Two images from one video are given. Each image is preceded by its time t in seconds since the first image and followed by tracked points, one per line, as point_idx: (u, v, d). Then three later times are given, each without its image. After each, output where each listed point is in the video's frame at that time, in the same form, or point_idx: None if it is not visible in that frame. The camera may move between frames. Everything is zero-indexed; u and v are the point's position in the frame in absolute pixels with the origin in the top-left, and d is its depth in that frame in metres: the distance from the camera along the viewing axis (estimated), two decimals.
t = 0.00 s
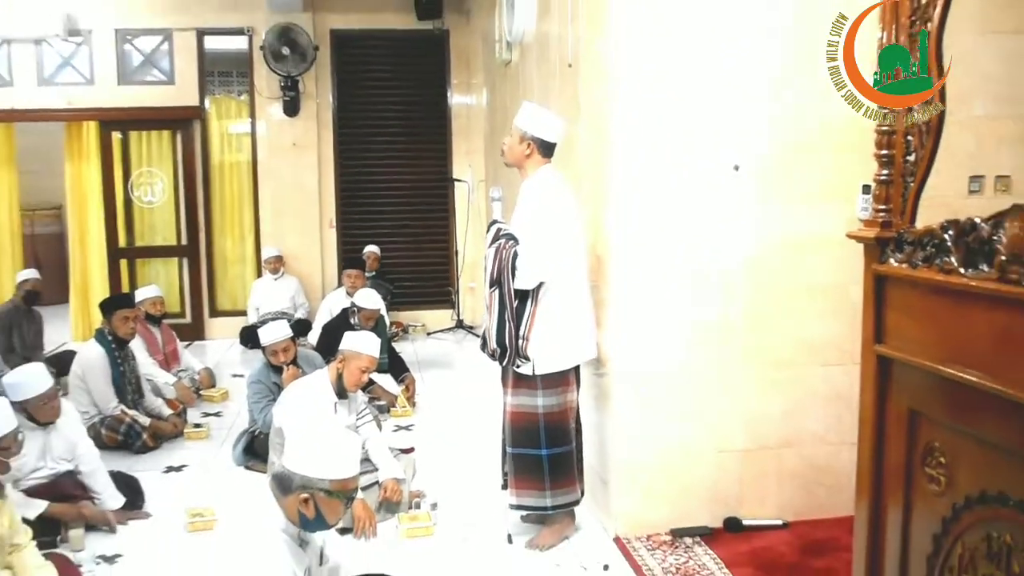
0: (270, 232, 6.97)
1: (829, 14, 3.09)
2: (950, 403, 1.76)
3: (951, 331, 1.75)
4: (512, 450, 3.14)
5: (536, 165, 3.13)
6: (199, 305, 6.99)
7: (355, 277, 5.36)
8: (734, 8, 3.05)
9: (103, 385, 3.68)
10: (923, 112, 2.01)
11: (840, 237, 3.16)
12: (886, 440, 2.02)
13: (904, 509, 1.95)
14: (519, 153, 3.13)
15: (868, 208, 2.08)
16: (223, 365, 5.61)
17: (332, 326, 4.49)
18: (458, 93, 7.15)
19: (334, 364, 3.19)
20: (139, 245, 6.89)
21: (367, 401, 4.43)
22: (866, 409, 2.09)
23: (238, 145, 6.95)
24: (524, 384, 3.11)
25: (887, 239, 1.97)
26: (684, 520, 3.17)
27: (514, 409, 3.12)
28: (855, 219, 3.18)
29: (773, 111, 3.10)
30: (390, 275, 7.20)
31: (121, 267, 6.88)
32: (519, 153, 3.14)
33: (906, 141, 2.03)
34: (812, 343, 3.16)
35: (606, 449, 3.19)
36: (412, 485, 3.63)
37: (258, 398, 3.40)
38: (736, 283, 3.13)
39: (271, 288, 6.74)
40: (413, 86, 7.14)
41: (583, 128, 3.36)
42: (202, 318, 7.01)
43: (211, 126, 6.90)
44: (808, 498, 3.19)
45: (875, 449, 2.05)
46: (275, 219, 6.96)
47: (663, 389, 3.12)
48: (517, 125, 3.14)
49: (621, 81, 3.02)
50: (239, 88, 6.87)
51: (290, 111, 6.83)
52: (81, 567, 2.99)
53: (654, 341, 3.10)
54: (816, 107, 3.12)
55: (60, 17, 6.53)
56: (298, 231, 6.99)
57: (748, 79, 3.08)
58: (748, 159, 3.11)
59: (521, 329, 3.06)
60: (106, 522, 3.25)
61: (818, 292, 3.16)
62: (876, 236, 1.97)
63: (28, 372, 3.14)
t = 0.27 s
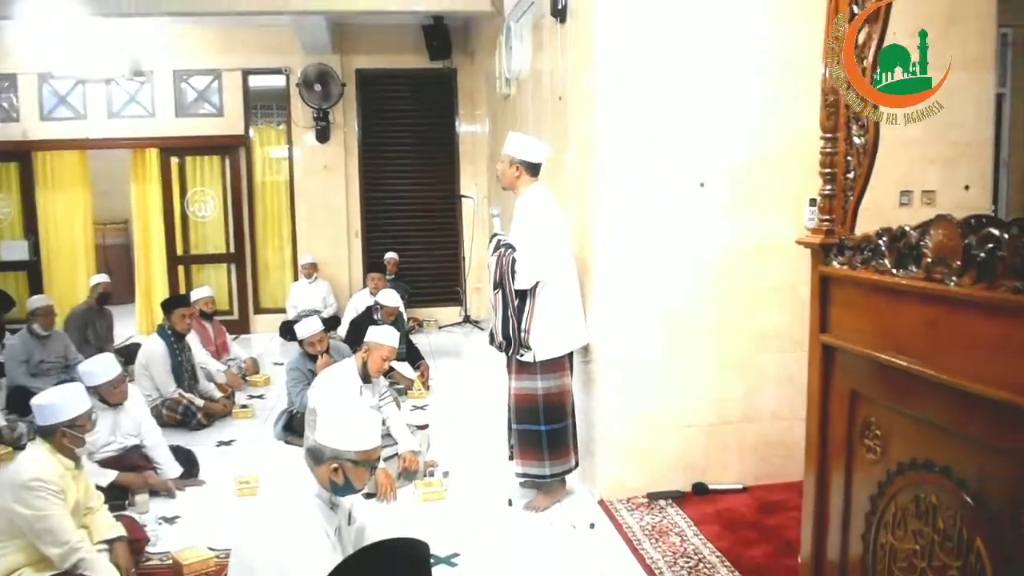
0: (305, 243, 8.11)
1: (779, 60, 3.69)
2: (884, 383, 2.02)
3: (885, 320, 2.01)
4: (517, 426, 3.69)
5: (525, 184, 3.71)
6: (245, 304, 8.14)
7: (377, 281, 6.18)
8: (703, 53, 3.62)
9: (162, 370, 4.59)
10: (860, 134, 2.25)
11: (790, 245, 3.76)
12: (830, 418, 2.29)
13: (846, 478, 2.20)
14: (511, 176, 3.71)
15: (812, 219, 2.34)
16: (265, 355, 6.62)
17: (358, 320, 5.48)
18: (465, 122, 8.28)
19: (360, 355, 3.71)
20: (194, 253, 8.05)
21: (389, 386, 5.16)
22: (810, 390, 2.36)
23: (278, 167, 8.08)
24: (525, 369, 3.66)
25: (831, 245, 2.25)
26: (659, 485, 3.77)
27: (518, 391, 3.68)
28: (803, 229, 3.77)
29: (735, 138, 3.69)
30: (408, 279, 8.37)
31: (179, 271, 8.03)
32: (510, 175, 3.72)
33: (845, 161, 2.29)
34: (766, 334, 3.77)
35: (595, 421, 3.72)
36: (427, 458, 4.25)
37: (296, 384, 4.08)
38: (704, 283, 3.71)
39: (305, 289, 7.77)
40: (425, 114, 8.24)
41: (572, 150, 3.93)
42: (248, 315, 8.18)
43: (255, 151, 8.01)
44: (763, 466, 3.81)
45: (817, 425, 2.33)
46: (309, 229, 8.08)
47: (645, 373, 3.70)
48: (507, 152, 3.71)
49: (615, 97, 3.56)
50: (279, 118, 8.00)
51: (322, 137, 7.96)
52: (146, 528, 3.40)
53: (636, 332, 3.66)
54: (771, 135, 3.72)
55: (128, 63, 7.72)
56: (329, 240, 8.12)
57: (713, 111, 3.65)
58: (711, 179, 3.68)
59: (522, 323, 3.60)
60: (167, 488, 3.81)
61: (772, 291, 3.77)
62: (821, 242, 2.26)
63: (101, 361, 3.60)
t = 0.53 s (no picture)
0: (309, 242, 8.19)
1: (777, 63, 3.76)
2: (876, 380, 2.05)
3: (879, 319, 2.04)
4: (520, 421, 3.76)
5: (522, 184, 3.81)
6: (249, 301, 8.24)
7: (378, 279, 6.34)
8: (699, 53, 3.69)
9: (167, 365, 4.67)
10: (854, 136, 2.29)
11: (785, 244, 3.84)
12: (823, 413, 2.32)
13: (839, 472, 2.24)
14: (507, 178, 3.83)
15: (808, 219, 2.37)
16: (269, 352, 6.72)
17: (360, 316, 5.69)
18: (466, 123, 8.38)
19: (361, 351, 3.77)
20: (199, 250, 8.12)
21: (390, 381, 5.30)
22: (804, 386, 2.39)
23: (281, 168, 8.16)
24: (525, 366, 3.72)
25: (823, 244, 2.28)
26: (655, 480, 3.83)
27: (521, 388, 3.73)
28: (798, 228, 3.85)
29: (733, 138, 3.76)
30: (409, 278, 8.49)
31: (184, 269, 8.11)
32: (508, 177, 3.83)
33: (839, 162, 2.33)
34: (761, 331, 3.85)
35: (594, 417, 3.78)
36: (427, 452, 4.33)
37: (299, 378, 4.19)
38: (700, 281, 3.78)
39: (309, 287, 7.84)
40: (427, 116, 8.33)
41: (571, 151, 4.01)
42: (252, 312, 8.25)
43: (259, 152, 8.10)
44: (758, 461, 3.90)
45: (811, 421, 2.36)
46: (313, 228, 8.18)
47: (642, 369, 3.77)
48: (502, 156, 3.83)
49: (615, 97, 3.63)
50: (284, 119, 8.09)
51: (326, 138, 8.04)
52: (151, 521, 3.46)
53: (634, 329, 3.73)
54: (767, 136, 3.79)
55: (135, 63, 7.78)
56: (332, 238, 8.21)
57: (711, 111, 3.73)
58: (708, 180, 3.75)
59: (524, 320, 3.69)
60: (171, 480, 3.89)
61: (767, 289, 3.85)
62: (814, 242, 2.28)
63: (107, 357, 3.65)
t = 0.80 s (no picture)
0: (309, 239, 8.20)
1: (777, 61, 3.77)
2: (875, 378, 2.06)
3: (878, 316, 2.04)
4: (521, 417, 3.77)
5: (520, 181, 3.82)
6: (250, 298, 8.25)
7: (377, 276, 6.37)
8: (699, 50, 3.69)
9: (166, 363, 4.67)
10: (854, 132, 2.28)
11: (785, 240, 3.84)
12: (821, 411, 2.33)
13: (837, 470, 2.24)
14: (505, 175, 3.83)
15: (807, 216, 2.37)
16: (268, 349, 6.73)
17: (361, 313, 5.74)
18: (466, 120, 8.39)
19: (361, 348, 3.77)
20: (199, 248, 8.11)
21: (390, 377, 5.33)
22: (803, 384, 2.39)
23: (281, 165, 8.16)
24: (527, 362, 3.73)
25: (823, 241, 2.28)
26: (654, 477, 3.84)
27: (522, 384, 3.74)
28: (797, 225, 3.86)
29: (732, 135, 3.76)
30: (409, 275, 8.51)
31: (184, 266, 8.10)
32: (507, 174, 3.83)
33: (839, 157, 2.32)
34: (760, 328, 3.86)
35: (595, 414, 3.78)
36: (427, 448, 4.34)
37: (299, 375, 4.20)
38: (698, 278, 3.78)
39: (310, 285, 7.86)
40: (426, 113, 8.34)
41: (570, 148, 4.02)
42: (253, 309, 8.26)
43: (259, 149, 8.10)
44: (757, 458, 3.91)
45: (809, 419, 2.37)
46: (313, 225, 8.18)
47: (640, 365, 3.77)
48: (497, 153, 3.82)
49: (615, 93, 3.63)
50: (283, 117, 8.10)
51: (325, 135, 8.04)
52: (151, 518, 3.47)
53: (632, 325, 3.74)
54: (766, 133, 3.79)
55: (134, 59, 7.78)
56: (332, 235, 8.21)
57: (711, 108, 3.73)
58: (708, 177, 3.75)
59: (526, 317, 3.69)
60: (172, 477, 3.89)
61: (766, 286, 3.85)
62: (814, 238, 2.28)
63: (105, 354, 3.62)
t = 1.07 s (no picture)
0: (310, 236, 8.20)
1: (777, 56, 3.77)
2: (873, 372, 2.06)
3: (877, 311, 2.04)
4: (519, 412, 3.77)
5: (525, 176, 3.78)
6: (252, 295, 8.25)
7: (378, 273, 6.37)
8: (698, 45, 3.69)
9: (167, 360, 4.68)
10: (853, 126, 2.28)
11: (785, 236, 3.84)
12: (821, 407, 2.33)
13: (837, 466, 2.24)
14: (510, 169, 3.79)
15: (808, 210, 2.37)
16: (269, 345, 6.74)
17: (362, 309, 5.75)
18: (466, 116, 8.39)
19: (362, 344, 3.77)
20: (200, 245, 8.12)
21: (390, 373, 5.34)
22: (803, 380, 2.40)
23: (282, 161, 8.17)
24: (527, 358, 3.73)
25: (823, 235, 2.29)
26: (654, 472, 3.85)
27: (522, 379, 3.73)
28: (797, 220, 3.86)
29: (732, 130, 3.76)
30: (410, 271, 8.52)
31: (185, 263, 8.11)
32: (512, 168, 3.79)
33: (838, 152, 2.32)
34: (760, 323, 3.86)
35: (595, 410, 3.78)
36: (427, 444, 4.35)
37: (299, 371, 4.20)
38: (697, 274, 3.78)
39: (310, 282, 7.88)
40: (427, 109, 8.34)
41: (569, 143, 4.02)
42: (254, 306, 8.27)
43: (260, 146, 8.12)
44: (757, 453, 3.92)
45: (809, 415, 2.37)
46: (313, 222, 8.19)
47: (640, 360, 3.77)
48: (502, 148, 3.79)
49: (614, 89, 3.63)
50: (283, 114, 8.10)
51: (325, 132, 8.05)
52: (152, 514, 3.48)
53: (632, 320, 3.74)
54: (766, 128, 3.79)
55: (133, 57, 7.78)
56: (333, 232, 8.22)
57: (710, 103, 3.72)
58: (708, 172, 3.75)
59: (528, 312, 3.70)
60: (173, 474, 3.89)
61: (767, 282, 3.86)
62: (814, 232, 2.29)
63: (106, 351, 3.63)
